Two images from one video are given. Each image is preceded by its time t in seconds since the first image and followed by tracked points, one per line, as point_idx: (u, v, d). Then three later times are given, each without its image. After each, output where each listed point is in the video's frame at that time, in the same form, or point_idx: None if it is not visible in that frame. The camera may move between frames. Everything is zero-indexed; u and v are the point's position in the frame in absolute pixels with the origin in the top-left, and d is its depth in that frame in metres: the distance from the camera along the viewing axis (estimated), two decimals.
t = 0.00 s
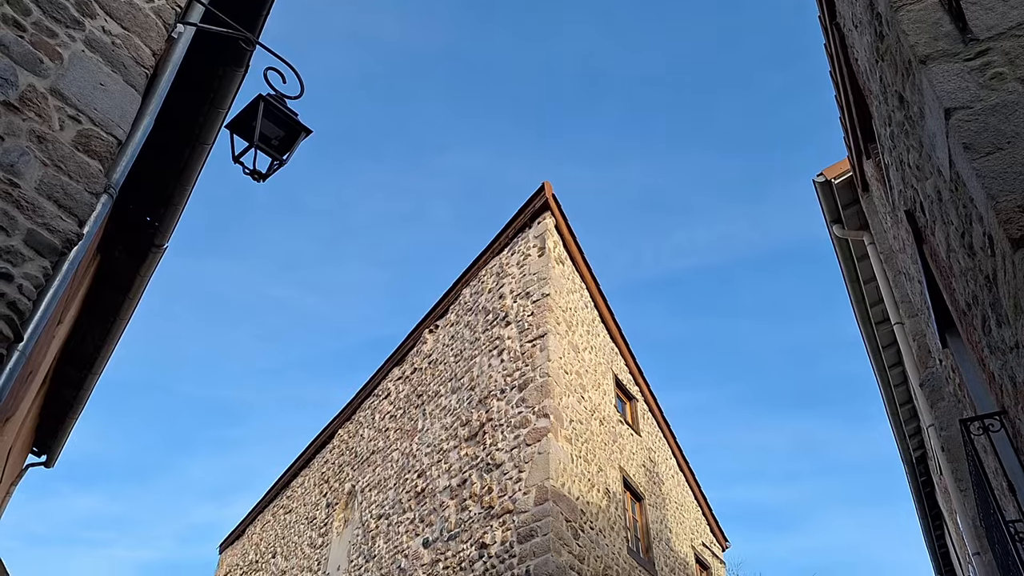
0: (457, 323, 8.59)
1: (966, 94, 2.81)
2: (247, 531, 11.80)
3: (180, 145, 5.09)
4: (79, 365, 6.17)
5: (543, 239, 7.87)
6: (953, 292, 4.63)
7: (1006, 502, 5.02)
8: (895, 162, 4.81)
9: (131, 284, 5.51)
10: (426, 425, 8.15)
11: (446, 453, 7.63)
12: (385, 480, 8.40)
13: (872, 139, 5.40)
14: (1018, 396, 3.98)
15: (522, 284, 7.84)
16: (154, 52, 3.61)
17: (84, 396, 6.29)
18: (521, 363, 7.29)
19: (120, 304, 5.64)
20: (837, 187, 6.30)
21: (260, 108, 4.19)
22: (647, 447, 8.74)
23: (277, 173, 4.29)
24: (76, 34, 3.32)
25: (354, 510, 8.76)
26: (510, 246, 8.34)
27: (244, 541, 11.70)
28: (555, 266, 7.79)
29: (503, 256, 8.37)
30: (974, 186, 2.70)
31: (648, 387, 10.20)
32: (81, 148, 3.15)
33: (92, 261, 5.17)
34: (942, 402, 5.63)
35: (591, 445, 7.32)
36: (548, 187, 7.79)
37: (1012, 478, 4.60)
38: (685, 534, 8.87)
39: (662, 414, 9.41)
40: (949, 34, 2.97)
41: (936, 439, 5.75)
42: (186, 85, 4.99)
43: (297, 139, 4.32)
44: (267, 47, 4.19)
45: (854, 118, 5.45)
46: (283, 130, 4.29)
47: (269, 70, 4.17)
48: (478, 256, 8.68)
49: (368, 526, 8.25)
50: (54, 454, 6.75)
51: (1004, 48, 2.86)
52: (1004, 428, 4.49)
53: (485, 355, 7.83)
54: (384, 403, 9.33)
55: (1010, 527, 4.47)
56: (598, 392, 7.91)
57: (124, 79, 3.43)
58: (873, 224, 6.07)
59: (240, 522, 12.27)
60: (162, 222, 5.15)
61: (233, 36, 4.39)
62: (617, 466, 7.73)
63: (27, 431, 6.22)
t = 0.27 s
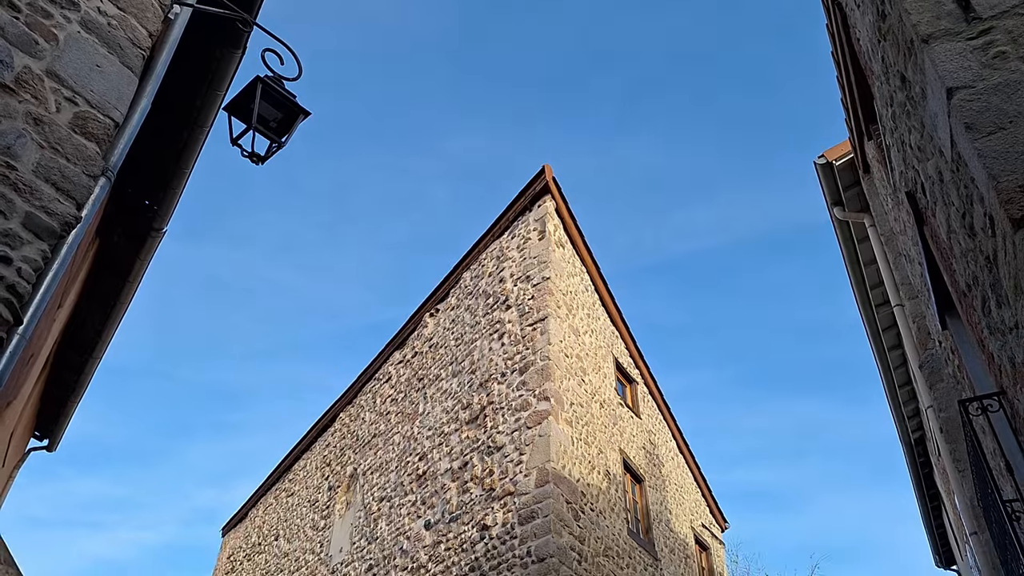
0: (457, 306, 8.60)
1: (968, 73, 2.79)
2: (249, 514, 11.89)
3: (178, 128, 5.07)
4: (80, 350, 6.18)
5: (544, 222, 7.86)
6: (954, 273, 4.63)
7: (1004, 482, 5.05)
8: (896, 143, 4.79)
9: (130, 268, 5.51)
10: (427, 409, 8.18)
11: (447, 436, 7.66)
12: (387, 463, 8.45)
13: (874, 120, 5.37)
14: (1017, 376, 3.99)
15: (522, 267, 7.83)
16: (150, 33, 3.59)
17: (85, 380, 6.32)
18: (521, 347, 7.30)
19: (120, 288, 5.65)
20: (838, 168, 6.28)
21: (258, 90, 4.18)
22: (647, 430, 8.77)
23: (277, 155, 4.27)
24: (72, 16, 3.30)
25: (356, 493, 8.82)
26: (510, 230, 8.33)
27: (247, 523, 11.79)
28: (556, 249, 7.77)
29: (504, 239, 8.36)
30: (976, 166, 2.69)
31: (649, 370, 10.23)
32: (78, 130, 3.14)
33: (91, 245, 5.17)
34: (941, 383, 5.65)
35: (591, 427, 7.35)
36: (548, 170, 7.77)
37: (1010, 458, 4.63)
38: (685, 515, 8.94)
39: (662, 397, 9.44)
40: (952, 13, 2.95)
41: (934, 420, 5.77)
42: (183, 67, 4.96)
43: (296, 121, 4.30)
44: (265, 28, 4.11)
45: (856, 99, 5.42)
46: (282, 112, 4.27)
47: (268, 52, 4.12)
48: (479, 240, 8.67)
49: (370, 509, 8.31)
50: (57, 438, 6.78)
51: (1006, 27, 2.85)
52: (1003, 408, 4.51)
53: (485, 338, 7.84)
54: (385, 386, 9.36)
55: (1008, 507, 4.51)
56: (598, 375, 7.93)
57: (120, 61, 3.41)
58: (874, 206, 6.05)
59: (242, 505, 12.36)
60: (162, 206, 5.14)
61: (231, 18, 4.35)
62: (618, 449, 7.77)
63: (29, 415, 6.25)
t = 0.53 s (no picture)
0: (456, 294, 8.60)
1: (969, 57, 2.77)
2: (250, 500, 11.94)
3: (175, 114, 5.04)
4: (79, 338, 6.19)
5: (543, 209, 7.84)
6: (953, 258, 4.63)
7: (1001, 467, 5.07)
8: (896, 128, 4.77)
9: (128, 255, 5.51)
10: (427, 396, 8.20)
11: (446, 423, 7.69)
12: (387, 450, 8.48)
13: (874, 105, 5.35)
14: (1015, 361, 4.00)
15: (521, 254, 7.83)
16: (146, 18, 3.57)
17: (84, 368, 6.32)
18: (521, 334, 7.31)
19: (118, 276, 5.65)
20: (838, 154, 6.26)
21: (255, 75, 4.16)
22: (646, 416, 8.80)
23: (274, 141, 4.25)
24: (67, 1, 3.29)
25: (356, 479, 8.85)
26: (509, 217, 8.31)
27: (248, 509, 11.85)
28: (555, 236, 7.76)
29: (503, 226, 8.34)
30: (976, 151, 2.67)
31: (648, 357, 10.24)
32: (75, 116, 3.12)
33: (89, 232, 5.18)
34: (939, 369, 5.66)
35: (591, 414, 7.37)
36: (547, 156, 7.74)
37: (1008, 442, 4.65)
38: (683, 501, 8.98)
39: (660, 383, 9.46)
40: None
41: (932, 405, 5.79)
42: (180, 52, 4.93)
43: (293, 107, 4.28)
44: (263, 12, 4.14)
45: (856, 83, 5.39)
46: (279, 97, 4.25)
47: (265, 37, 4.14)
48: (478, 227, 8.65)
49: (371, 495, 8.35)
50: (57, 425, 6.80)
51: (1007, 11, 2.84)
52: (1001, 393, 4.53)
53: (485, 325, 7.85)
54: (384, 373, 9.38)
55: (1005, 490, 4.53)
56: (597, 362, 7.94)
57: (116, 46, 3.39)
58: (873, 191, 6.04)
59: (243, 492, 12.41)
60: (159, 193, 5.12)
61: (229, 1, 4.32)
62: (617, 435, 7.80)
63: (28, 403, 6.27)
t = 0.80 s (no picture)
0: (451, 273, 8.59)
1: (967, 35, 2.76)
2: (245, 479, 11.99)
3: (165, 90, 4.98)
4: (72, 316, 6.17)
5: (538, 188, 7.81)
6: (946, 238, 4.64)
7: (990, 445, 5.13)
8: (893, 107, 4.76)
9: (120, 233, 5.48)
10: (422, 375, 8.22)
11: (441, 402, 7.72)
12: (382, 428, 8.51)
13: (870, 84, 5.33)
14: (1005, 340, 4.03)
15: (516, 234, 7.81)
16: None
17: (77, 346, 6.31)
18: (515, 313, 7.31)
19: (110, 254, 5.62)
20: (834, 133, 6.25)
21: (246, 50, 4.11)
22: (639, 396, 8.84)
23: (267, 117, 4.21)
24: None
25: (351, 458, 8.89)
26: (504, 196, 8.28)
27: (243, 488, 11.90)
28: (550, 216, 7.74)
29: (498, 206, 8.32)
30: (971, 129, 2.67)
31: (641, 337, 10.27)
32: (63, 90, 3.08)
33: (80, 210, 5.15)
34: (931, 348, 5.70)
35: (585, 393, 7.40)
36: (543, 135, 7.70)
37: (997, 420, 4.70)
38: (676, 479, 9.07)
39: (654, 362, 9.50)
40: None
41: (923, 384, 5.84)
42: (170, 26, 4.85)
43: (285, 82, 4.23)
44: None
45: (853, 62, 5.37)
46: (271, 72, 4.20)
47: (256, 9, 3.90)
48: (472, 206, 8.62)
49: (365, 473, 8.40)
50: (50, 403, 6.80)
51: None
52: (991, 371, 4.57)
53: (479, 305, 7.85)
54: (379, 353, 9.39)
55: (993, 468, 4.59)
56: (591, 342, 7.96)
57: (105, 19, 3.35)
58: (869, 171, 6.04)
59: (238, 471, 12.46)
60: (151, 169, 5.08)
61: None
62: (610, 414, 7.85)
63: (21, 381, 6.26)
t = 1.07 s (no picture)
0: (449, 256, 8.57)
1: (970, 13, 2.72)
2: (245, 460, 12.05)
3: (161, 70, 4.93)
4: (70, 298, 6.16)
5: (537, 170, 7.77)
6: (947, 220, 4.61)
7: (987, 427, 5.14)
8: (894, 88, 4.71)
9: (117, 215, 5.45)
10: (420, 357, 8.23)
11: (439, 384, 7.73)
12: (380, 410, 8.53)
13: (872, 65, 5.28)
14: (1005, 323, 4.02)
15: (514, 217, 7.77)
16: None
17: (76, 328, 6.31)
18: (513, 296, 7.29)
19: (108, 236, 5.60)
20: (834, 115, 6.19)
21: (242, 29, 4.06)
22: (637, 379, 8.86)
23: (263, 98, 4.16)
24: None
25: (350, 439, 8.92)
26: (502, 178, 8.24)
27: (242, 469, 11.96)
28: (548, 198, 7.71)
29: (496, 188, 8.28)
30: (974, 110, 2.64)
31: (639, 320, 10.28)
32: (60, 70, 3.03)
33: (76, 192, 5.12)
34: (929, 331, 5.70)
35: (582, 375, 7.41)
36: (541, 116, 7.64)
37: (994, 403, 4.71)
38: (673, 461, 9.10)
39: (652, 346, 9.51)
40: None
41: (920, 366, 5.85)
42: (165, 5, 4.78)
43: (282, 63, 4.18)
44: None
45: (854, 42, 5.31)
46: (267, 53, 4.15)
47: None
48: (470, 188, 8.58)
49: (364, 455, 8.43)
50: (50, 385, 6.81)
51: None
52: (990, 354, 4.57)
53: (477, 288, 7.83)
54: (377, 335, 9.39)
55: (990, 449, 4.60)
56: (589, 324, 7.96)
57: None
58: (869, 153, 6.00)
59: (237, 452, 12.51)
60: (147, 151, 5.04)
61: None
62: (608, 397, 7.86)
63: (21, 362, 6.27)
